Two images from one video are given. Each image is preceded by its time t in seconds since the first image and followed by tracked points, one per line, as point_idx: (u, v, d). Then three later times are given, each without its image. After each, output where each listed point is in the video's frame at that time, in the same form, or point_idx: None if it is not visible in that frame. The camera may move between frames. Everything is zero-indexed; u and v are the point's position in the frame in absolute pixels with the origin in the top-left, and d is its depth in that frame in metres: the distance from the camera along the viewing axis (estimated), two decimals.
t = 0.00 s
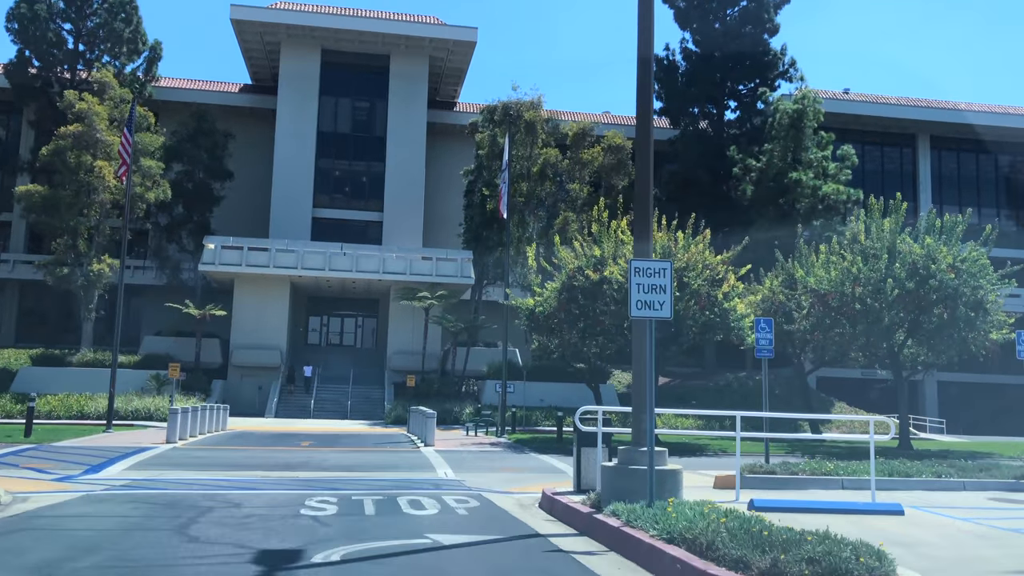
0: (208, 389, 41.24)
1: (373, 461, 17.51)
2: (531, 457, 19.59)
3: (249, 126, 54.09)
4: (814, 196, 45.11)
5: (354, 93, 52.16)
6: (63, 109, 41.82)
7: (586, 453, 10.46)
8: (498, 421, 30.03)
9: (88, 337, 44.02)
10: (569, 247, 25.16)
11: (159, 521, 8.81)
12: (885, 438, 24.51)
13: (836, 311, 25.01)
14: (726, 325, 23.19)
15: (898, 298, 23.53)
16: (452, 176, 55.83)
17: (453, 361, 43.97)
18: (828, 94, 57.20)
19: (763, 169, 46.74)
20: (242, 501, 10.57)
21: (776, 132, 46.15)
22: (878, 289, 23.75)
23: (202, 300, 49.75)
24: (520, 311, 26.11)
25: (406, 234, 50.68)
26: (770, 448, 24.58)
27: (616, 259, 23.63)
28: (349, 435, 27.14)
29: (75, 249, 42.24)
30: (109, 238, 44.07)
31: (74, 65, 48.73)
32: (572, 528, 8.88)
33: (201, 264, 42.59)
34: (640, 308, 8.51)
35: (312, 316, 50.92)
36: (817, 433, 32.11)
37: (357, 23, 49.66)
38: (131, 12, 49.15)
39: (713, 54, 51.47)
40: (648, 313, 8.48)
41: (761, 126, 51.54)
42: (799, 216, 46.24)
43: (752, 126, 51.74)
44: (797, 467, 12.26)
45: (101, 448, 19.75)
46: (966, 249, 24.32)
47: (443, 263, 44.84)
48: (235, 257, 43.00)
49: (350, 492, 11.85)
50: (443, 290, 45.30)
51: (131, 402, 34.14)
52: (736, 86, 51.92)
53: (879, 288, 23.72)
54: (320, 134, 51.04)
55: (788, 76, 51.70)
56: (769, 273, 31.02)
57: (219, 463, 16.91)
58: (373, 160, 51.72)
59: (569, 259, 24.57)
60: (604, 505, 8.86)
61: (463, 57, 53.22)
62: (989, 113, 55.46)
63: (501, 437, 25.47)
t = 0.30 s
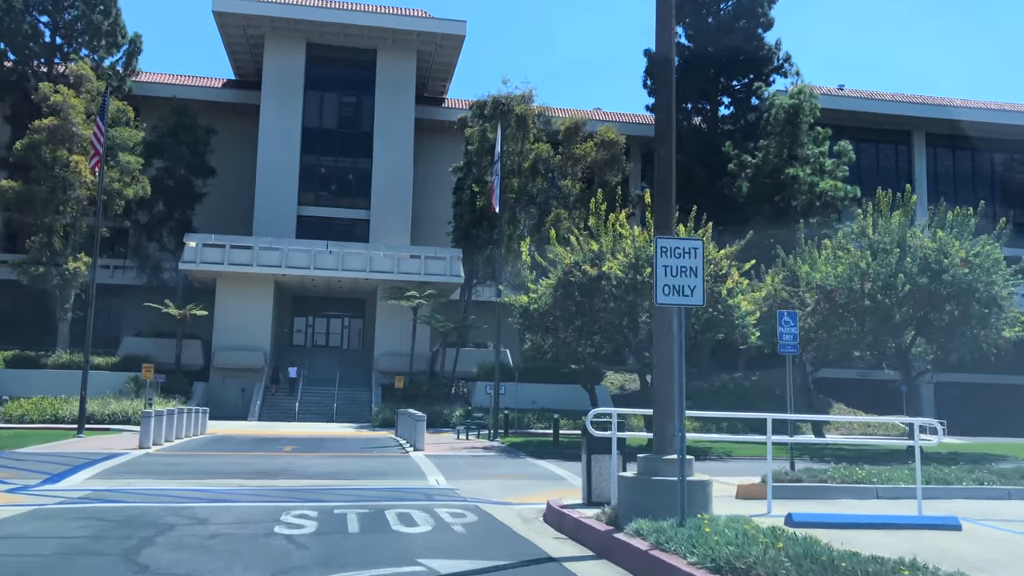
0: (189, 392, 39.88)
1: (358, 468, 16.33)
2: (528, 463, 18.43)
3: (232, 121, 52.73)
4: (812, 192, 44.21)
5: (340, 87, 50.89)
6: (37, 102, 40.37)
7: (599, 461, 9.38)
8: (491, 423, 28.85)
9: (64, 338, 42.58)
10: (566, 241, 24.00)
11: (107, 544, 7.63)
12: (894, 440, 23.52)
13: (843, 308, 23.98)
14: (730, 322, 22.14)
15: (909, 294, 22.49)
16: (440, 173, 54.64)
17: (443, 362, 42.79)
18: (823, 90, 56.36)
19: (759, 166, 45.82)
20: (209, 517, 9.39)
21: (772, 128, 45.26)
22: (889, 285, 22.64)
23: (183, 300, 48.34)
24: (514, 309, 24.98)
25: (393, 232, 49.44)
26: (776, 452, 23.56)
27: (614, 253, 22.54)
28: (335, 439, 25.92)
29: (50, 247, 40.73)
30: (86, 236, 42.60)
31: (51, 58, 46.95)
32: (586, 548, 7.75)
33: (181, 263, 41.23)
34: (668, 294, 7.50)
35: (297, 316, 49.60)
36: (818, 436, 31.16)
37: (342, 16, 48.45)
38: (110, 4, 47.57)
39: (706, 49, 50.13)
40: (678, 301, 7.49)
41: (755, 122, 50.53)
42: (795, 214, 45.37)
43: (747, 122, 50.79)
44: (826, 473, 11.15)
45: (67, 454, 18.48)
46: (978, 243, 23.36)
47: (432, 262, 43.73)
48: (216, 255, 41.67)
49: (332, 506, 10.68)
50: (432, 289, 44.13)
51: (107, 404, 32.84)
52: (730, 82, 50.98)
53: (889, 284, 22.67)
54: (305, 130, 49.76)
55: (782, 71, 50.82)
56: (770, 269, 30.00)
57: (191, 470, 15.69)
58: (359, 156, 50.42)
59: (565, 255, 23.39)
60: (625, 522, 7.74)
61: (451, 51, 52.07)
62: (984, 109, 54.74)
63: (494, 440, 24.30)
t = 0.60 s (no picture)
0: (182, 389, 38.76)
1: (355, 472, 15.20)
2: (536, 465, 17.32)
3: (228, 113, 51.50)
4: (821, 186, 43.17)
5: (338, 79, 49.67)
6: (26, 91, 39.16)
7: (628, 470, 8.64)
8: (493, 423, 27.70)
9: (54, 334, 41.44)
10: (574, 232, 22.85)
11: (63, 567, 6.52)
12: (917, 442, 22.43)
13: (865, 303, 22.85)
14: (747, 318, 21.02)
15: (937, 288, 21.37)
16: (441, 167, 53.47)
17: (443, 359, 41.68)
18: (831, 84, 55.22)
19: (767, 158, 44.07)
20: (187, 531, 8.28)
21: (781, 121, 44.15)
22: (914, 279, 21.53)
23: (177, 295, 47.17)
24: (519, 304, 23.84)
25: (392, 227, 48.27)
26: (793, 453, 22.52)
27: (626, 244, 21.44)
28: (331, 439, 24.77)
29: (39, 240, 39.51)
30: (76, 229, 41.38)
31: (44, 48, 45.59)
32: (624, 573, 6.74)
33: (174, 257, 40.07)
34: (726, 272, 6.35)
35: (293, 313, 48.46)
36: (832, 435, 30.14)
37: (341, 5, 47.27)
38: None
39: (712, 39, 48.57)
40: (738, 280, 6.36)
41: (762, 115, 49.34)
42: (804, 209, 44.32)
43: (754, 116, 49.68)
44: (877, 481, 10.15)
45: (47, 455, 17.35)
46: (1007, 235, 22.25)
47: (433, 257, 42.73)
48: (210, 249, 40.55)
49: (326, 517, 9.55)
50: (432, 285, 42.97)
51: (92, 404, 31.63)
52: (736, 74, 49.83)
53: (915, 278, 21.53)
54: (302, 123, 48.57)
55: (790, 63, 49.67)
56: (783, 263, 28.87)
57: (175, 473, 14.56)
58: (358, 149, 49.22)
59: (573, 247, 22.22)
60: (669, 541, 6.68)
61: (452, 42, 50.88)
62: (995, 104, 53.65)
63: (498, 441, 23.17)
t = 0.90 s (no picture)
0: (178, 389, 37.65)
1: (356, 478, 14.04)
2: (550, 469, 16.15)
3: (228, 107, 50.43)
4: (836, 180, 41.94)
5: (340, 72, 48.53)
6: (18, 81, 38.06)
7: (671, 480, 7.82)
8: (500, 424, 26.60)
9: (48, 332, 40.36)
10: (587, 224, 21.65)
11: None
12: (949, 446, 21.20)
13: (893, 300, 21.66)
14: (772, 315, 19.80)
15: (971, 283, 20.20)
16: (444, 163, 52.37)
17: (447, 359, 40.60)
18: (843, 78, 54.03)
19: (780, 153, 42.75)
20: (159, 554, 7.19)
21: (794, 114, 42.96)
22: (947, 272, 20.32)
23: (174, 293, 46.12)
24: (528, 301, 22.72)
25: (395, 224, 47.14)
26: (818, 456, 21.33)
27: (643, 236, 20.24)
28: (331, 441, 23.69)
29: (32, 235, 38.55)
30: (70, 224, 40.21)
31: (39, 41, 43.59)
32: None
33: (171, 253, 38.94)
34: (817, 243, 5.44)
35: (294, 311, 47.40)
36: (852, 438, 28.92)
37: None
38: None
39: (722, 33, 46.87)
40: (829, 250, 5.46)
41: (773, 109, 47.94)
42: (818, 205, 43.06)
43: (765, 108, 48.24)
44: (946, 492, 9.93)
45: (27, 460, 16.25)
46: None
47: (436, 254, 41.45)
48: (208, 245, 39.42)
49: (321, 534, 8.43)
50: (436, 282, 41.87)
51: (78, 403, 30.40)
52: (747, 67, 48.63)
53: (948, 271, 20.34)
54: (303, 117, 47.42)
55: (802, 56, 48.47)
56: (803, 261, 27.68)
57: (161, 480, 13.41)
58: (360, 144, 48.05)
59: (585, 239, 21.08)
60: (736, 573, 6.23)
61: (456, 34, 49.76)
62: (1011, 98, 52.40)
63: (506, 444, 22.03)
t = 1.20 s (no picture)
0: (177, 388, 36.65)
1: (359, 484, 12.95)
2: (568, 474, 15.06)
3: (229, 101, 49.40)
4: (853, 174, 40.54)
5: (343, 64, 47.43)
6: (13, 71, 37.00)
7: (733, 493, 6.94)
8: (510, 425, 25.51)
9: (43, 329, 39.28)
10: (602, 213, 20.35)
11: None
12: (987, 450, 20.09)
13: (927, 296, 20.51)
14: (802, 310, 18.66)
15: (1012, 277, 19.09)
16: (451, 158, 51.30)
17: (453, 358, 39.51)
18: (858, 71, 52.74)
19: (794, 147, 41.67)
20: None
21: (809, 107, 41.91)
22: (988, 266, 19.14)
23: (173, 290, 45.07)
24: (541, 296, 21.64)
25: (401, 219, 46.06)
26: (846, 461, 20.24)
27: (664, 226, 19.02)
28: (334, 442, 22.61)
29: (27, 230, 37.80)
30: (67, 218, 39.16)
31: (37, 34, 41.60)
32: None
33: (170, 247, 37.90)
34: (960, 187, 4.82)
35: (296, 308, 46.35)
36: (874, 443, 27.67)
37: None
38: None
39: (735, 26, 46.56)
40: (973, 199, 4.82)
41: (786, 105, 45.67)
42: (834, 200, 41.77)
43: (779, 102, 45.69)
44: None
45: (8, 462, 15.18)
46: None
47: (442, 249, 40.46)
48: (208, 240, 38.38)
49: (321, 553, 7.36)
50: (441, 278, 40.79)
51: (69, 402, 29.27)
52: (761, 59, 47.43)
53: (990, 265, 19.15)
54: (306, 110, 46.35)
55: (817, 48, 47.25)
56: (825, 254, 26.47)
57: (146, 486, 12.32)
58: (364, 138, 46.96)
59: (602, 229, 19.97)
60: None
61: (462, 26, 48.63)
62: None
63: (517, 446, 20.94)
